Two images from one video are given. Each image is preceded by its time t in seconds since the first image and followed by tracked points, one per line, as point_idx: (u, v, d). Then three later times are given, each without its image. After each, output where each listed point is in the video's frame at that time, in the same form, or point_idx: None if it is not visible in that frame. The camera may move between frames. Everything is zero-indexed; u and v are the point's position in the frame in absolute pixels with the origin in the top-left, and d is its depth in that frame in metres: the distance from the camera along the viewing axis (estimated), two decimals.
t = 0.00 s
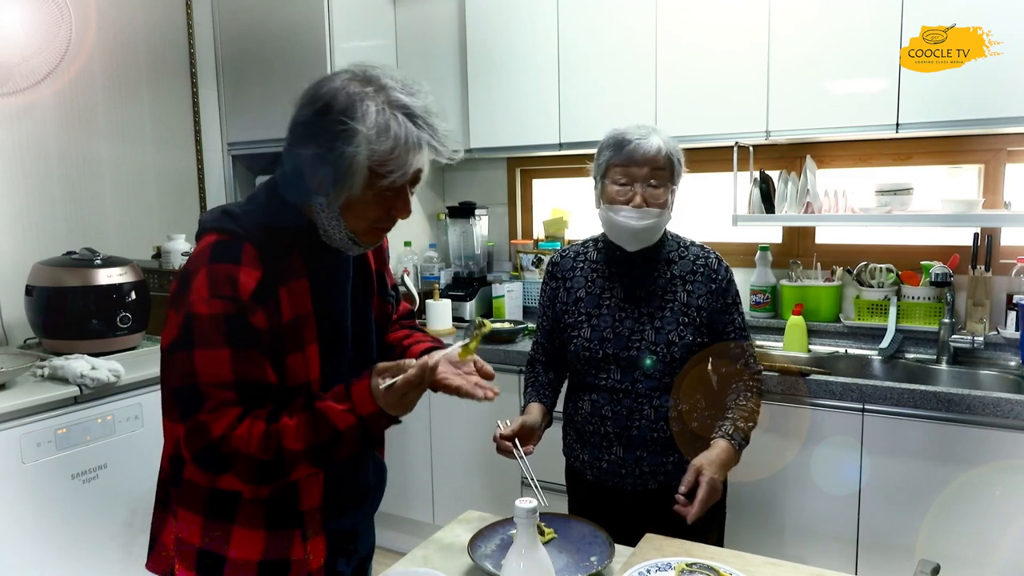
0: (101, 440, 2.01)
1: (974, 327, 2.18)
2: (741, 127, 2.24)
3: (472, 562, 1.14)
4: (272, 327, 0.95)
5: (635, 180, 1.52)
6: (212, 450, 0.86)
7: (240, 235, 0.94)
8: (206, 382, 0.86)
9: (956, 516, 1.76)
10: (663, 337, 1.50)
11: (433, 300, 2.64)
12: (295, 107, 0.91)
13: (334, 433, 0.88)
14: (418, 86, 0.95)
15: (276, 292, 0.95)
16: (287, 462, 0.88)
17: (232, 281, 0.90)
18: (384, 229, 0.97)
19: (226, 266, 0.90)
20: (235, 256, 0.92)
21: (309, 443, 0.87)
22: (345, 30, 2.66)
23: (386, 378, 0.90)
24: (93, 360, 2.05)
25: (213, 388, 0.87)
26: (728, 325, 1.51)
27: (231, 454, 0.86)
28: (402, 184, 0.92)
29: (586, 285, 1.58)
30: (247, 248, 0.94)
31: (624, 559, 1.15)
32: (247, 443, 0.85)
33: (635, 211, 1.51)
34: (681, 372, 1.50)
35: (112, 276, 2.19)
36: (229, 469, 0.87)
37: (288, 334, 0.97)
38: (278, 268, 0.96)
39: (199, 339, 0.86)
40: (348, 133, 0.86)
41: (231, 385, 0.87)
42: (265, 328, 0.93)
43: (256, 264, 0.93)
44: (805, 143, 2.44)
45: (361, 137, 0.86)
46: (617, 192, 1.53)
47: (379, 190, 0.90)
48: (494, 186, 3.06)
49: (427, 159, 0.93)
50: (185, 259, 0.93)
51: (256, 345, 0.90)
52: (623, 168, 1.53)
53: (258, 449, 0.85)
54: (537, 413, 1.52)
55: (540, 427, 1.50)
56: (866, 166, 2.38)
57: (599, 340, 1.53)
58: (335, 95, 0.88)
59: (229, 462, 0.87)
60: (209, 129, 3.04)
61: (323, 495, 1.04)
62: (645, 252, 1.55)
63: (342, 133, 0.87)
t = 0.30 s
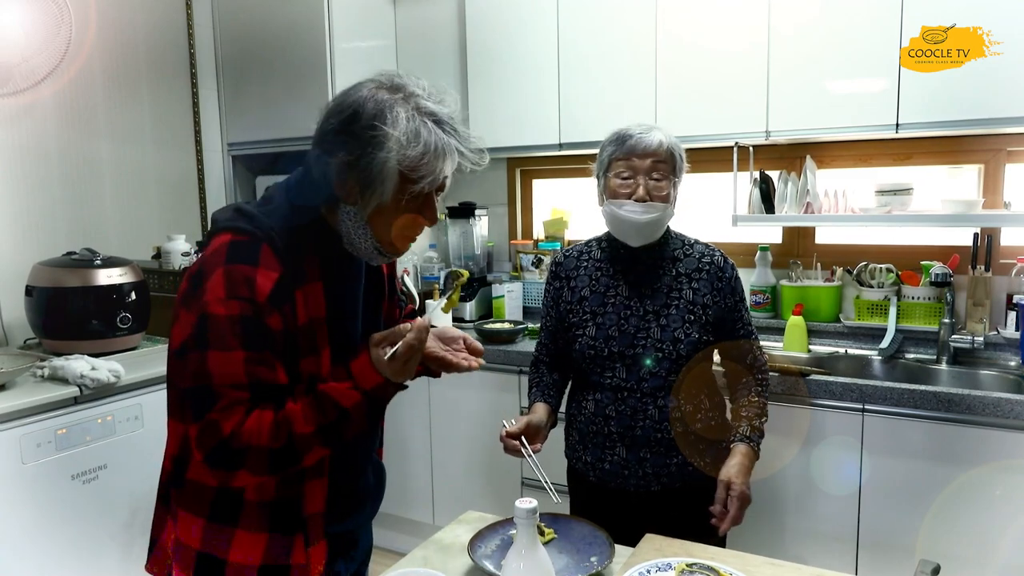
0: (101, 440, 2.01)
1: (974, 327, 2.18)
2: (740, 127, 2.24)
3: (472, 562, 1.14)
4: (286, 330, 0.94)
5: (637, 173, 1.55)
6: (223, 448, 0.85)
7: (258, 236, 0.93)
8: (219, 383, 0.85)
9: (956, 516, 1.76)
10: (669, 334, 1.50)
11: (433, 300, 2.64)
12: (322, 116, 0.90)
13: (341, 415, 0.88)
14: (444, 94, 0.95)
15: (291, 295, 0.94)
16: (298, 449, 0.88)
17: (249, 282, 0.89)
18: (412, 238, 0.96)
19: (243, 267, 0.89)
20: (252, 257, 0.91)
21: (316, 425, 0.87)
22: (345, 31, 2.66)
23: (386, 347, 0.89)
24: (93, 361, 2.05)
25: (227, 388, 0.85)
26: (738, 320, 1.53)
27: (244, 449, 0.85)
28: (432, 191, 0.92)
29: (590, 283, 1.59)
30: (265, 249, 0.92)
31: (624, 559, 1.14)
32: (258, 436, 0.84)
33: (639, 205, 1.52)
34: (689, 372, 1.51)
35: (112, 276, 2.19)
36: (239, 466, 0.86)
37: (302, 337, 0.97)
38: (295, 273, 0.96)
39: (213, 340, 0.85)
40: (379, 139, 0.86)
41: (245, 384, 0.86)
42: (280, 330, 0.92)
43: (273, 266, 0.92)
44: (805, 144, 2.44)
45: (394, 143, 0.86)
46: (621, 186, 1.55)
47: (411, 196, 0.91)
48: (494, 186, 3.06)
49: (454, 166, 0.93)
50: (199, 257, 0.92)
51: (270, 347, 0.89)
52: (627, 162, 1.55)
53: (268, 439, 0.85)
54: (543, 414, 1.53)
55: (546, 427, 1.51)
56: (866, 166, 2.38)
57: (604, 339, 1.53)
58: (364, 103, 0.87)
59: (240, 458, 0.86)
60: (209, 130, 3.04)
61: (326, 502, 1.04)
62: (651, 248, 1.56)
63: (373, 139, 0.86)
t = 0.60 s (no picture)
0: (100, 441, 2.01)
1: (973, 328, 2.18)
2: (740, 127, 2.24)
3: (472, 563, 1.14)
4: (292, 332, 0.93)
5: (642, 175, 1.55)
6: (228, 446, 0.85)
7: (264, 238, 0.93)
8: (223, 382, 0.85)
9: (957, 517, 1.76)
10: (673, 333, 1.50)
11: (433, 301, 2.64)
12: (328, 124, 0.91)
13: (343, 403, 0.87)
14: (445, 95, 0.96)
15: (299, 298, 0.94)
16: (303, 442, 0.87)
17: (256, 283, 0.89)
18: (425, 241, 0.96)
19: (248, 268, 0.89)
20: (258, 259, 0.91)
21: (319, 415, 0.86)
22: (345, 31, 2.67)
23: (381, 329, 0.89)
24: (93, 362, 2.04)
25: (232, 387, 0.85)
26: (739, 321, 1.54)
27: (248, 447, 0.84)
28: (440, 192, 0.91)
29: (593, 282, 1.58)
30: (272, 251, 0.92)
31: (624, 561, 1.14)
32: (261, 434, 0.84)
33: (643, 206, 1.52)
34: (693, 372, 1.51)
35: (112, 277, 2.19)
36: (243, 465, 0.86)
37: (308, 340, 0.96)
38: (302, 276, 0.95)
39: (217, 339, 0.85)
40: (387, 141, 0.86)
41: (248, 382, 0.86)
42: (285, 331, 0.92)
43: (280, 268, 0.92)
44: (805, 144, 2.44)
45: (400, 143, 0.86)
46: (625, 188, 1.55)
47: (420, 197, 0.90)
48: (494, 187, 3.06)
49: (462, 163, 0.93)
50: (205, 259, 0.92)
51: (274, 348, 0.89)
52: (632, 164, 1.55)
53: (271, 435, 0.84)
54: (545, 414, 1.53)
55: (549, 426, 1.51)
56: (865, 167, 2.38)
57: (607, 338, 1.53)
58: (369, 107, 0.88)
59: (245, 457, 0.86)
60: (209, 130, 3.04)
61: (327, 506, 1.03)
62: (654, 249, 1.56)
63: (380, 142, 0.86)
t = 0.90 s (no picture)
0: (100, 443, 2.01)
1: (974, 330, 2.18)
2: (740, 129, 2.24)
3: (471, 565, 1.14)
4: (302, 326, 0.93)
5: (654, 178, 1.54)
6: (246, 440, 0.85)
7: (268, 235, 0.92)
8: (236, 377, 0.85)
9: (956, 518, 1.76)
10: (672, 335, 1.50)
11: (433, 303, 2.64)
12: (335, 128, 0.92)
13: (359, 389, 0.88)
14: (454, 109, 0.96)
15: (307, 292, 0.94)
16: (322, 429, 0.86)
17: (265, 279, 0.88)
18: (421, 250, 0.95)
19: (255, 265, 0.89)
20: (263, 256, 0.90)
21: (337, 405, 0.87)
22: (345, 32, 2.67)
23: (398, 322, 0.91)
24: (93, 364, 2.04)
25: (246, 381, 0.84)
26: (738, 322, 1.55)
27: (268, 439, 0.84)
28: (438, 205, 0.91)
29: (593, 283, 1.58)
30: (277, 248, 0.92)
31: (624, 562, 1.14)
32: (281, 424, 0.84)
33: (659, 209, 1.51)
34: (693, 373, 1.51)
35: (112, 279, 2.19)
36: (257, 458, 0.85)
37: (314, 338, 0.96)
38: (308, 272, 0.95)
39: (227, 335, 0.85)
40: (385, 150, 0.87)
41: (262, 375, 0.85)
42: (295, 326, 0.91)
43: (287, 263, 0.92)
44: (805, 146, 2.44)
45: (398, 154, 0.86)
46: (638, 190, 1.54)
47: (416, 211, 0.90)
48: (494, 189, 3.06)
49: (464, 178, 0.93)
50: (208, 258, 0.92)
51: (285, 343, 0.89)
52: (644, 166, 1.54)
53: (291, 426, 0.84)
54: (545, 414, 1.53)
55: (550, 426, 1.51)
56: (865, 169, 2.39)
57: (606, 339, 1.53)
58: (372, 116, 0.88)
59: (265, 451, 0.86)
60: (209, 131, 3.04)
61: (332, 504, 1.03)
62: (657, 252, 1.56)
63: (378, 150, 0.87)
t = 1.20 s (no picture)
0: (100, 444, 2.01)
1: (974, 331, 2.18)
2: (740, 130, 2.24)
3: (471, 566, 1.14)
4: (294, 329, 0.93)
5: (649, 176, 1.54)
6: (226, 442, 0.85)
7: (263, 235, 0.92)
8: (222, 378, 0.85)
9: (957, 520, 1.76)
10: (673, 337, 1.50)
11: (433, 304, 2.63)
12: (335, 127, 0.91)
13: (349, 415, 0.87)
14: (455, 117, 0.96)
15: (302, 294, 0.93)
16: (304, 441, 0.86)
17: (258, 281, 0.88)
18: (416, 256, 0.96)
19: (250, 266, 0.89)
20: (259, 256, 0.90)
21: (323, 422, 0.86)
22: (345, 33, 2.67)
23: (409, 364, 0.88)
24: (93, 365, 2.05)
25: (231, 384, 0.85)
26: (738, 323, 1.55)
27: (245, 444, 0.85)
28: (433, 212, 0.91)
29: (593, 285, 1.58)
30: (272, 248, 0.92)
31: (624, 563, 1.14)
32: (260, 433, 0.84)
33: (652, 207, 1.51)
34: (693, 375, 1.51)
35: (112, 280, 2.19)
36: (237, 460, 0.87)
37: (308, 339, 0.96)
38: (304, 272, 0.95)
39: (216, 334, 0.85)
40: (384, 156, 0.86)
41: (247, 379, 0.85)
42: (288, 329, 0.91)
43: (283, 264, 0.92)
44: (805, 147, 2.44)
45: (396, 161, 0.86)
46: (633, 189, 1.54)
47: (411, 217, 0.90)
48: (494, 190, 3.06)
49: (461, 186, 0.93)
50: (203, 258, 0.91)
51: (275, 346, 0.89)
52: (639, 165, 1.55)
53: (272, 435, 0.84)
54: (546, 417, 1.53)
55: (551, 429, 1.51)
56: (865, 170, 2.39)
57: (607, 341, 1.53)
58: (374, 119, 0.88)
59: (239, 450, 0.87)
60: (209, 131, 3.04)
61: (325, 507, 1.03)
62: (657, 251, 1.56)
63: (377, 155, 0.87)
